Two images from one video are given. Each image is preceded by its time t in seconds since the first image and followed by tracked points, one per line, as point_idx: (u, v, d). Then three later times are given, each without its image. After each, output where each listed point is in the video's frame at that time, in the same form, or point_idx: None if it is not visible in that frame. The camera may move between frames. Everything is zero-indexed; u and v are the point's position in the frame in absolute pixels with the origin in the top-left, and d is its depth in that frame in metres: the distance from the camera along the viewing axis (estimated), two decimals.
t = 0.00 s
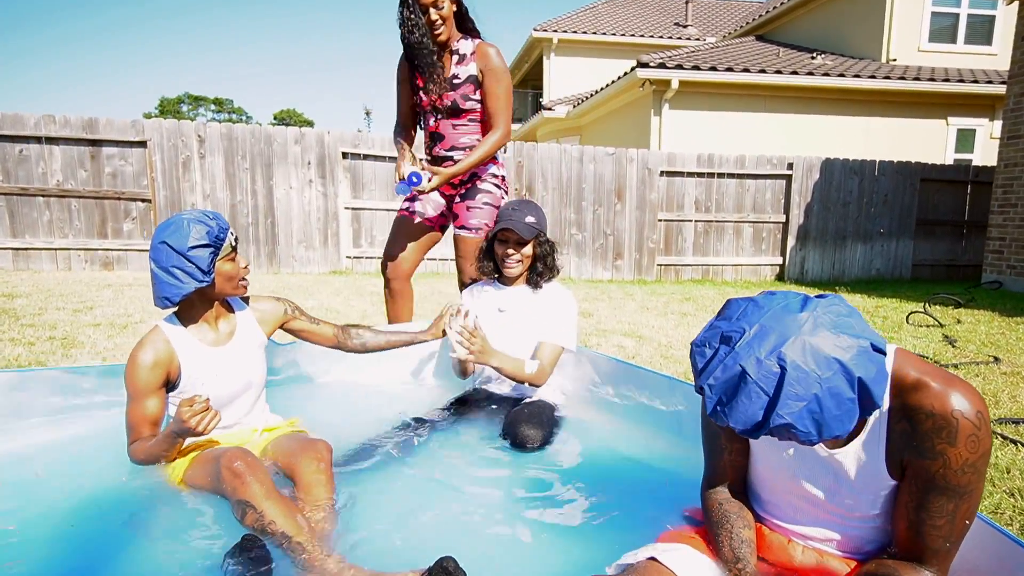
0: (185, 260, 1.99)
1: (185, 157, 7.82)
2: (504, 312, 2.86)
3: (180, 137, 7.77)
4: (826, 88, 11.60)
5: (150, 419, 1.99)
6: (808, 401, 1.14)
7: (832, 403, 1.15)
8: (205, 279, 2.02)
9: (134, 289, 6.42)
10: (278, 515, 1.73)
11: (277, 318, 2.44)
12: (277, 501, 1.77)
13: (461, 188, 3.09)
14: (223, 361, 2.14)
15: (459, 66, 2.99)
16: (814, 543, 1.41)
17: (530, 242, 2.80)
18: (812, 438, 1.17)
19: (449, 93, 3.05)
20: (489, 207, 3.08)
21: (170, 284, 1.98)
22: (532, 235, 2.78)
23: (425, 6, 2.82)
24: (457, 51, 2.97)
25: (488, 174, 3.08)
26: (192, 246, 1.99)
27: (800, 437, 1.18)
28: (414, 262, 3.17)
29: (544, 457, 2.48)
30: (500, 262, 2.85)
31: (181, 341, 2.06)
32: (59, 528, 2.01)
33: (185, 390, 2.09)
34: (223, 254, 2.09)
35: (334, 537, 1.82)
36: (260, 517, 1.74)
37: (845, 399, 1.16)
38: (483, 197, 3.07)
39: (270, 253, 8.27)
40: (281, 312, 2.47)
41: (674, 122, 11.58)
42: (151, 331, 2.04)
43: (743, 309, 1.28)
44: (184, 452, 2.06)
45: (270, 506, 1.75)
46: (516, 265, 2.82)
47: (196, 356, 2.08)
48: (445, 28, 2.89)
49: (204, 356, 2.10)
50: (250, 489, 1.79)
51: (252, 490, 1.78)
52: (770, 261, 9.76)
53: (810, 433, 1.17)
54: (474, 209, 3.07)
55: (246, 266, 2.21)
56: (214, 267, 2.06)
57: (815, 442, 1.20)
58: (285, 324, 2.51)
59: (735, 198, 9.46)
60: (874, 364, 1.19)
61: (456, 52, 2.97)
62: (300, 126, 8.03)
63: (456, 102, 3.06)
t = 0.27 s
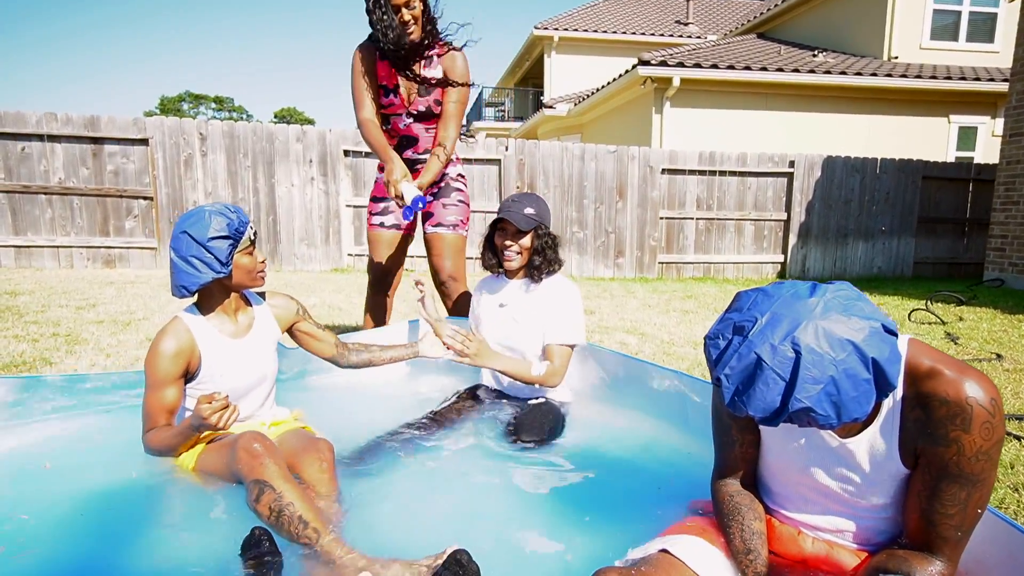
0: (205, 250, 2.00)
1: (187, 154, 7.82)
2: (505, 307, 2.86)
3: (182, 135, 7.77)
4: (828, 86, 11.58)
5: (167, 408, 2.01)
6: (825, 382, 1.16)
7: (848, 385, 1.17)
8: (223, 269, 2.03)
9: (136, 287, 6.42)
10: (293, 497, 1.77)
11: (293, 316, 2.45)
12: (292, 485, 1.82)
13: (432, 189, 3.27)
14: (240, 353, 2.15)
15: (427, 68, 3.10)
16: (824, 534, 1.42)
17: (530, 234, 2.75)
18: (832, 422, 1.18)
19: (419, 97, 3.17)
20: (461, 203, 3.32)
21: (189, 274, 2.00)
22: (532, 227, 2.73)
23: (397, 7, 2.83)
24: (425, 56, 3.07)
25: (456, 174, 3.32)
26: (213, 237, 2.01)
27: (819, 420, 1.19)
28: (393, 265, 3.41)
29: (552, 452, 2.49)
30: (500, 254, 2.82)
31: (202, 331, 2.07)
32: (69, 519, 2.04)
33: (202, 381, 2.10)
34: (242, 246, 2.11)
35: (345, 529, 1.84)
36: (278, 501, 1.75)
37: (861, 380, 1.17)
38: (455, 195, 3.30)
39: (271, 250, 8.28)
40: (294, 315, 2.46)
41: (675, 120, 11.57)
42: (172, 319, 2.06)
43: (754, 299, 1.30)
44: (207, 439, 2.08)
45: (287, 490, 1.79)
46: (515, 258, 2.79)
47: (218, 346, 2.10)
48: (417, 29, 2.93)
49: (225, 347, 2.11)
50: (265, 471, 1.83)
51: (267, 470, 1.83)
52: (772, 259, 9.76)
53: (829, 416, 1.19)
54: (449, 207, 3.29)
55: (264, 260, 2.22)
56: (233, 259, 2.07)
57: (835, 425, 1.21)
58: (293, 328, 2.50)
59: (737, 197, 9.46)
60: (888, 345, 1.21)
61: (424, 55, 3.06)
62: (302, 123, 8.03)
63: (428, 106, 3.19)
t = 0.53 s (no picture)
0: (215, 249, 2.01)
1: (193, 153, 7.85)
2: (522, 311, 2.88)
3: (188, 134, 7.80)
4: (834, 84, 11.52)
5: (176, 403, 2.04)
6: (842, 381, 1.16)
7: (864, 384, 1.17)
8: (231, 270, 2.04)
9: (143, 285, 6.45)
10: (312, 493, 1.78)
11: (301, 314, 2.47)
12: (311, 481, 1.83)
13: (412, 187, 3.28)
14: (247, 352, 2.16)
15: (409, 78, 3.12)
16: (832, 532, 1.42)
17: (530, 233, 2.74)
18: (847, 421, 1.19)
19: (404, 107, 3.18)
20: (441, 200, 3.34)
21: (196, 270, 2.01)
22: (531, 226, 2.72)
23: (383, 16, 2.81)
24: (407, 63, 3.08)
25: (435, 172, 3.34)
26: (225, 237, 2.02)
27: (833, 420, 1.19)
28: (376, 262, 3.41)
29: (560, 451, 2.49)
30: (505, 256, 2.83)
31: (209, 330, 2.09)
32: (80, 514, 2.06)
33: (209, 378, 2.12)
34: (252, 250, 2.11)
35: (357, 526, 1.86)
36: (297, 497, 1.77)
37: (878, 381, 1.17)
38: (436, 192, 3.31)
39: (277, 249, 8.30)
40: (301, 312, 2.48)
41: (680, 118, 11.54)
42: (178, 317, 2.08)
43: (770, 297, 1.30)
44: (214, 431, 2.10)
45: (306, 486, 1.80)
46: (518, 259, 2.78)
47: (225, 344, 2.11)
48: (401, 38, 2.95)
49: (232, 344, 2.13)
50: (284, 468, 1.84)
51: (287, 467, 1.84)
52: (777, 258, 9.73)
53: (843, 416, 1.19)
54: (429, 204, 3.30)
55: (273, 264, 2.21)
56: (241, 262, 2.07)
57: (849, 425, 1.21)
58: (300, 327, 2.52)
59: (742, 196, 9.44)
60: (905, 346, 1.20)
61: (406, 64, 3.08)
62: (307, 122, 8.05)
63: (411, 115, 3.22)
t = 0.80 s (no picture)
0: (226, 256, 2.03)
1: (203, 153, 7.89)
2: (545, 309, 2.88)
3: (198, 134, 7.85)
4: (845, 82, 11.42)
5: (189, 401, 2.06)
6: (856, 391, 1.16)
7: (880, 395, 1.17)
8: (243, 276, 2.05)
9: (154, 283, 6.50)
10: (320, 495, 1.78)
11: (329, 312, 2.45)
12: (319, 483, 1.82)
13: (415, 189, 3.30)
14: (259, 356, 2.16)
15: (415, 84, 3.10)
16: (846, 536, 1.41)
17: (553, 229, 2.77)
18: (857, 428, 1.19)
19: (411, 113, 3.16)
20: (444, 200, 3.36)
21: (210, 277, 2.04)
22: (554, 223, 2.75)
23: (389, 24, 2.77)
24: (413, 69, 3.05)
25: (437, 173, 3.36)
26: (233, 243, 2.03)
27: (845, 427, 1.19)
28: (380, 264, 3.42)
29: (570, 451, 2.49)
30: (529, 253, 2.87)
31: (226, 333, 2.12)
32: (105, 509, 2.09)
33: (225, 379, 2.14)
34: (265, 254, 2.10)
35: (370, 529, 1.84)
36: (304, 498, 1.77)
37: (894, 393, 1.17)
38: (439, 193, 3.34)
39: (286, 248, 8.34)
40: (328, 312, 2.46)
41: (689, 117, 11.49)
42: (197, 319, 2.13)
43: (794, 298, 1.30)
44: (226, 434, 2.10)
45: (313, 489, 1.80)
46: (542, 255, 2.82)
47: (240, 348, 2.13)
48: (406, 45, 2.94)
49: (247, 347, 2.14)
50: (292, 469, 1.84)
51: (295, 468, 1.84)
52: (787, 257, 9.66)
53: (855, 424, 1.19)
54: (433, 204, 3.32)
55: (289, 268, 2.22)
56: (253, 267, 2.08)
57: (860, 434, 1.21)
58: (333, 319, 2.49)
59: (751, 195, 9.38)
60: (926, 359, 1.19)
61: (411, 70, 3.07)
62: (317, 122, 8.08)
63: (417, 122, 3.20)
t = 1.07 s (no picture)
0: (267, 263, 2.04)
1: (215, 152, 7.95)
2: (568, 308, 2.85)
3: (211, 133, 7.91)
4: (860, 78, 11.29)
5: (206, 398, 2.06)
6: (883, 392, 1.15)
7: (906, 395, 1.15)
8: (286, 282, 2.06)
9: (167, 282, 6.56)
10: (314, 505, 1.77)
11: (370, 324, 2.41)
12: (314, 492, 1.81)
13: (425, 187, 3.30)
14: (298, 364, 2.16)
15: (420, 79, 3.08)
16: (863, 537, 1.39)
17: (588, 226, 2.74)
18: (882, 430, 1.18)
19: (417, 109, 3.14)
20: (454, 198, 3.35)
21: (254, 285, 2.07)
22: (590, 220, 2.72)
23: (392, 19, 2.81)
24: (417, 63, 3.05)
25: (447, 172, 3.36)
26: (273, 250, 2.04)
27: (870, 429, 1.18)
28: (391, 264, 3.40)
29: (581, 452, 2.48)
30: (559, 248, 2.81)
31: (268, 340, 2.12)
32: (115, 510, 2.09)
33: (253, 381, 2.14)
34: (306, 258, 2.10)
35: (381, 532, 1.83)
36: (300, 508, 1.77)
37: (920, 392, 1.15)
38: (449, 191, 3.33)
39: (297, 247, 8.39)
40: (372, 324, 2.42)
41: (701, 115, 11.40)
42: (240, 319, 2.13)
43: (812, 298, 1.28)
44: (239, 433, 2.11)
45: (309, 498, 1.78)
46: (574, 252, 2.77)
47: (277, 353, 2.12)
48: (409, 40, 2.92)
49: (285, 352, 2.13)
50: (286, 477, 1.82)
51: (285, 481, 1.82)
52: (799, 256, 9.57)
53: (881, 426, 1.18)
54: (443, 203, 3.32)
55: (334, 269, 2.17)
56: (296, 272, 2.08)
57: (884, 436, 1.20)
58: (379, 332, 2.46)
59: (763, 193, 9.30)
60: (951, 356, 1.18)
61: (416, 65, 3.04)
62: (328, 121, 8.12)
63: (424, 117, 3.18)
